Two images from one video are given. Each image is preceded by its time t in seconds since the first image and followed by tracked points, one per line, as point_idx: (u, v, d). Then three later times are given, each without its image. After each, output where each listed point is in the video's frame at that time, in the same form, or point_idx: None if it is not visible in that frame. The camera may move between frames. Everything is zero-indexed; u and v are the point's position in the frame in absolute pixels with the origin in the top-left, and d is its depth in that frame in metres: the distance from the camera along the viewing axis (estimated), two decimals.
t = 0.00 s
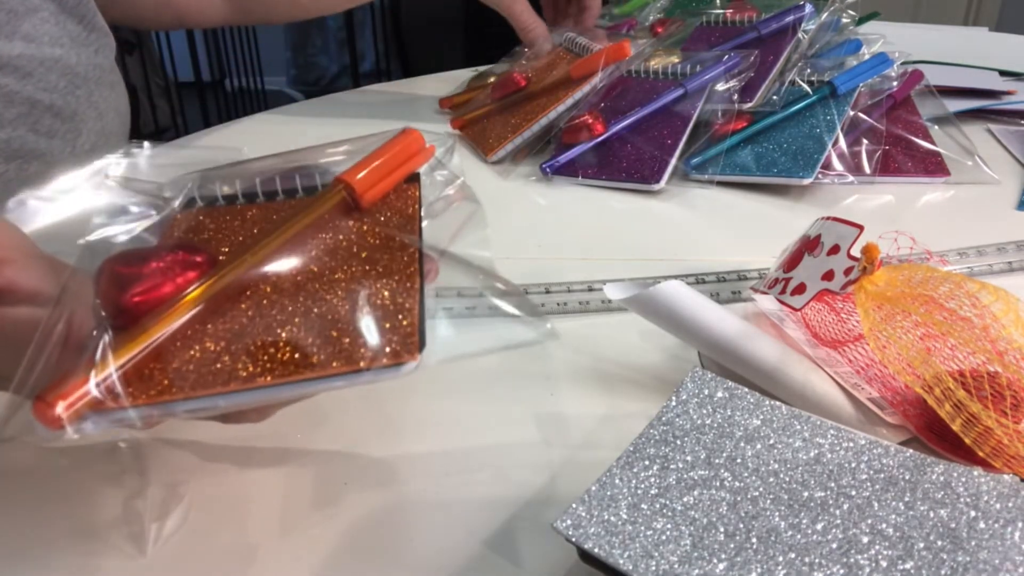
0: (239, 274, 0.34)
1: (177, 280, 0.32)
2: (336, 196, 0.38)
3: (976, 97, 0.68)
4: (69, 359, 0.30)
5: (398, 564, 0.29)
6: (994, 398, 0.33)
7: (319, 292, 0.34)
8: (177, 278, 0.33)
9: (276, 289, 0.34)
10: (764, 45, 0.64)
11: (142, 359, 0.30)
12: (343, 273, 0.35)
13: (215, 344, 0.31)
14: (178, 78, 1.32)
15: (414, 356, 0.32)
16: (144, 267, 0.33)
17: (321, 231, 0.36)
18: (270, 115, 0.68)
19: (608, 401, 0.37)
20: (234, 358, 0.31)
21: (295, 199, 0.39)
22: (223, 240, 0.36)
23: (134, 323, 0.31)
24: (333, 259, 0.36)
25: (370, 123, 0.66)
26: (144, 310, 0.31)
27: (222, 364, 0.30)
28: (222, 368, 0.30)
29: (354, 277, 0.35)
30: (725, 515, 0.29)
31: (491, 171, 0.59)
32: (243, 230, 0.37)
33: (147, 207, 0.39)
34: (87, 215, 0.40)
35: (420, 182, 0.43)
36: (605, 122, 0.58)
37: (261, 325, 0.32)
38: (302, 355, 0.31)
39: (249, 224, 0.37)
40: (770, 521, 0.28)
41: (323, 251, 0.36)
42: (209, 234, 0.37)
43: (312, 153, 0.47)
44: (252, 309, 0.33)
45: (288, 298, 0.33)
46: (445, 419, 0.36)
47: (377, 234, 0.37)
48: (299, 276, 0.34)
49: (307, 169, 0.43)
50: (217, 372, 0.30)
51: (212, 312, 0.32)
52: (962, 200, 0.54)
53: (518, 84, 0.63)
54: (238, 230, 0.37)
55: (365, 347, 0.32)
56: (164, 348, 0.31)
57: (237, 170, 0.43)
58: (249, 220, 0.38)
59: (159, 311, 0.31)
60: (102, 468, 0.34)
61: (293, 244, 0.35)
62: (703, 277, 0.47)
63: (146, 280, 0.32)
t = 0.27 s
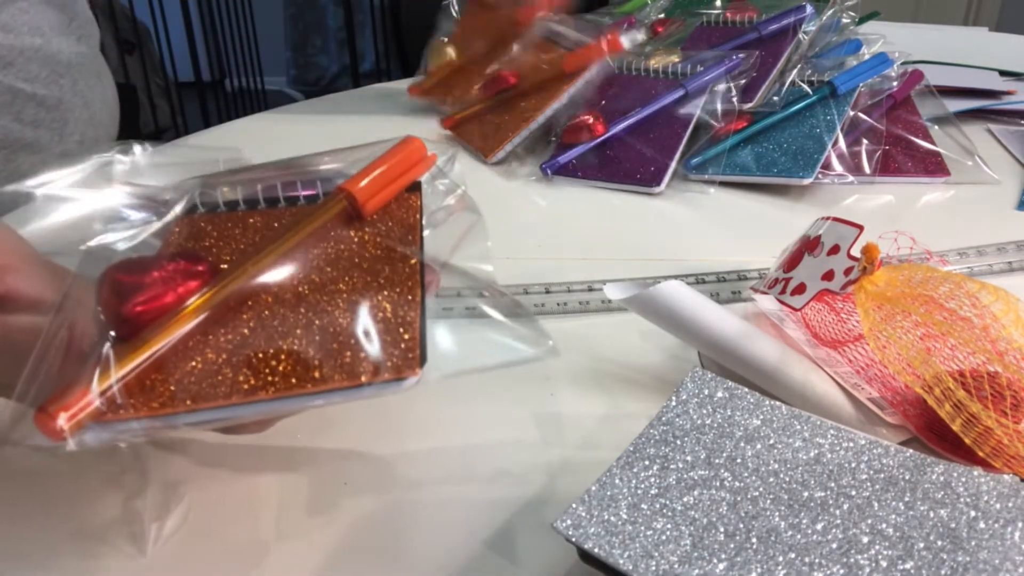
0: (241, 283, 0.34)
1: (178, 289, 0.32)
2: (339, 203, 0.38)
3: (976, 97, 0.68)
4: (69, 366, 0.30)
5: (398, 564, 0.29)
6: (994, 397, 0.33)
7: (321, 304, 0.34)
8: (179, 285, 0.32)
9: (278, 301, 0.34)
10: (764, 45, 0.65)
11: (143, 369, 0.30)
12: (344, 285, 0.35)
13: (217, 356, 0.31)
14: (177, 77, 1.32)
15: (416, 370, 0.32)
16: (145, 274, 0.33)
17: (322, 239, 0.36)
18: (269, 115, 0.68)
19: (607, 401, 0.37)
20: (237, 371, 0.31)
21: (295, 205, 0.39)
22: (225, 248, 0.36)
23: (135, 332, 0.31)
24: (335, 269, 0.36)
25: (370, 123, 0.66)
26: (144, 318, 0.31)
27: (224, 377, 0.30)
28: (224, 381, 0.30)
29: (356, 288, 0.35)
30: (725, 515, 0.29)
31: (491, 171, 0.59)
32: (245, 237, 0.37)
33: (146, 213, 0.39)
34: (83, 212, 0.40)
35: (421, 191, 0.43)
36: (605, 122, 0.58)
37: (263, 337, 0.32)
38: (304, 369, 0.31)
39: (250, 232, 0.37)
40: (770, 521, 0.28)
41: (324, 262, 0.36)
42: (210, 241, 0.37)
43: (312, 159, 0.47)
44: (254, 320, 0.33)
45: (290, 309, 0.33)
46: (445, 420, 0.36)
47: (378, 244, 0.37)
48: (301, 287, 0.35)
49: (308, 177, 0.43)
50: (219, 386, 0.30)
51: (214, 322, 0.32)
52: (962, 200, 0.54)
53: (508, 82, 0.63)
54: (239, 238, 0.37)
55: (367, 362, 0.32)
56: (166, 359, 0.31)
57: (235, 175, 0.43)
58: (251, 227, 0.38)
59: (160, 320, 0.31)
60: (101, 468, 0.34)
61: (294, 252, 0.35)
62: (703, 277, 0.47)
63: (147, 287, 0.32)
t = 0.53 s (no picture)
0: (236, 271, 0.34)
1: (170, 279, 0.32)
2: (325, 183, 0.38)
3: (976, 97, 0.68)
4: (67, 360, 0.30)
5: (398, 564, 0.29)
6: (994, 398, 0.33)
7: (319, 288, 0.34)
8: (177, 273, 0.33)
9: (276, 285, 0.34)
10: (764, 45, 0.65)
11: (141, 362, 0.30)
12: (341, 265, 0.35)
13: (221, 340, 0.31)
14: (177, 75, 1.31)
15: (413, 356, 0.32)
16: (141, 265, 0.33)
17: (310, 218, 0.36)
18: (268, 115, 0.68)
19: (607, 401, 0.37)
20: (241, 360, 0.31)
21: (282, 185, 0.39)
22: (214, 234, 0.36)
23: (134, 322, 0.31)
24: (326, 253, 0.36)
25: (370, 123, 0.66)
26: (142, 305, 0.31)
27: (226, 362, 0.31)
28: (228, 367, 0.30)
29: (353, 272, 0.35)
30: (725, 515, 0.29)
31: (491, 171, 0.59)
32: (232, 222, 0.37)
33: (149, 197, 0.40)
34: (69, 189, 0.40)
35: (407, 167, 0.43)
36: (604, 122, 0.58)
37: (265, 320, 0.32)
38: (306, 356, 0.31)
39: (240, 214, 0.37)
40: (770, 521, 0.28)
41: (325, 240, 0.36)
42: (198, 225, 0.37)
43: (304, 133, 0.47)
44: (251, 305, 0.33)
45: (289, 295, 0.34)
46: (445, 420, 0.36)
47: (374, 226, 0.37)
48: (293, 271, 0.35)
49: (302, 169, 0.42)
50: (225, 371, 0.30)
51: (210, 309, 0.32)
52: (962, 200, 0.54)
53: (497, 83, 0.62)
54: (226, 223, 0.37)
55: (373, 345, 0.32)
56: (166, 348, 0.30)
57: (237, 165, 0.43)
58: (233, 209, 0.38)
59: (159, 310, 0.31)
60: (100, 469, 0.34)
61: (279, 237, 0.35)
62: (703, 277, 0.47)
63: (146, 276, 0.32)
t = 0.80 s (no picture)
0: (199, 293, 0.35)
1: (125, 313, 0.32)
2: (288, 191, 0.41)
3: (976, 97, 0.68)
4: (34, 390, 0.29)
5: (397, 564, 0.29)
6: (994, 397, 0.33)
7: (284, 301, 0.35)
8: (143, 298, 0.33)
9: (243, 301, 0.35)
10: (764, 45, 0.64)
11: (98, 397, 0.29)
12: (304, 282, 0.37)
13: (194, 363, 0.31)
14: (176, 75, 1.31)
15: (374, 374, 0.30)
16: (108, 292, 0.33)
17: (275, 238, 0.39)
18: (268, 114, 0.68)
19: (607, 402, 0.37)
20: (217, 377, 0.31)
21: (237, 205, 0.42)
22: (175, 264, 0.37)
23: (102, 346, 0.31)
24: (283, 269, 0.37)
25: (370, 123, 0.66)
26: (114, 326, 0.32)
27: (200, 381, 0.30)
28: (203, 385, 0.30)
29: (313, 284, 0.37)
30: (725, 515, 0.29)
31: (491, 171, 0.59)
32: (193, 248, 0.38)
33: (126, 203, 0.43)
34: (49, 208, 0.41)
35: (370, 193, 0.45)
36: (603, 122, 0.58)
37: (235, 339, 0.33)
38: (287, 367, 0.31)
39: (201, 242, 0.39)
40: (770, 521, 0.28)
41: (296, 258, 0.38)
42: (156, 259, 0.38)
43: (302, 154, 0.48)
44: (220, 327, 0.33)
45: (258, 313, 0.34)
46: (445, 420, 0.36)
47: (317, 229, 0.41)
48: (254, 288, 0.36)
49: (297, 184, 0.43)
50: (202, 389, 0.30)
51: (171, 334, 0.33)
52: (962, 200, 0.54)
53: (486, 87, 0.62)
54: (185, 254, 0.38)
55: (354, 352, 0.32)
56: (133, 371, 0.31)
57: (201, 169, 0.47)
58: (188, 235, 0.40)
59: (127, 330, 0.32)
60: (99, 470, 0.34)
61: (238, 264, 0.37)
62: (703, 277, 0.47)
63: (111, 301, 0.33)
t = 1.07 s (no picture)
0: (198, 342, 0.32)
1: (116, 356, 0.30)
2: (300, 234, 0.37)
3: (975, 97, 0.68)
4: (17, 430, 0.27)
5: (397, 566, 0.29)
6: (994, 397, 0.33)
7: (282, 354, 0.32)
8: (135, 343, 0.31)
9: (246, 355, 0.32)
10: (764, 45, 0.64)
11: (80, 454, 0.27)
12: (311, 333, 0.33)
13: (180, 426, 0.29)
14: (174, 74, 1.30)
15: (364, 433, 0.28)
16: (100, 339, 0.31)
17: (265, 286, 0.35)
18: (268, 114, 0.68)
19: (607, 402, 0.37)
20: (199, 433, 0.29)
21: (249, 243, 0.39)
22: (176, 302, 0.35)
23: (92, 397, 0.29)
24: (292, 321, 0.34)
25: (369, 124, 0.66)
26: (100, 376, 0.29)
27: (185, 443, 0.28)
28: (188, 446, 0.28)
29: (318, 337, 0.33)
30: (725, 515, 0.29)
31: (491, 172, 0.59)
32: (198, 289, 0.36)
33: (85, 210, 0.42)
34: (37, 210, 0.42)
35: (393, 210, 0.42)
36: (602, 122, 0.59)
37: (229, 397, 0.30)
38: (274, 424, 0.29)
39: (201, 284, 0.36)
40: (770, 521, 0.28)
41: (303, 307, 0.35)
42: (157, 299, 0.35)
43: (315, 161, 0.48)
44: (213, 382, 0.31)
45: (257, 367, 0.32)
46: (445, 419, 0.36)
47: (335, 273, 0.37)
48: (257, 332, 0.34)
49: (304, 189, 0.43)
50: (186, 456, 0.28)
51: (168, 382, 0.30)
52: (962, 200, 0.54)
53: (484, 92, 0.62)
54: (188, 299, 0.35)
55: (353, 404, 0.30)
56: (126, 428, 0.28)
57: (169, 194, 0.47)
58: (190, 274, 0.37)
59: (116, 379, 0.29)
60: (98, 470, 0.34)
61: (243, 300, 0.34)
62: (703, 277, 0.47)
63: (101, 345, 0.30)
